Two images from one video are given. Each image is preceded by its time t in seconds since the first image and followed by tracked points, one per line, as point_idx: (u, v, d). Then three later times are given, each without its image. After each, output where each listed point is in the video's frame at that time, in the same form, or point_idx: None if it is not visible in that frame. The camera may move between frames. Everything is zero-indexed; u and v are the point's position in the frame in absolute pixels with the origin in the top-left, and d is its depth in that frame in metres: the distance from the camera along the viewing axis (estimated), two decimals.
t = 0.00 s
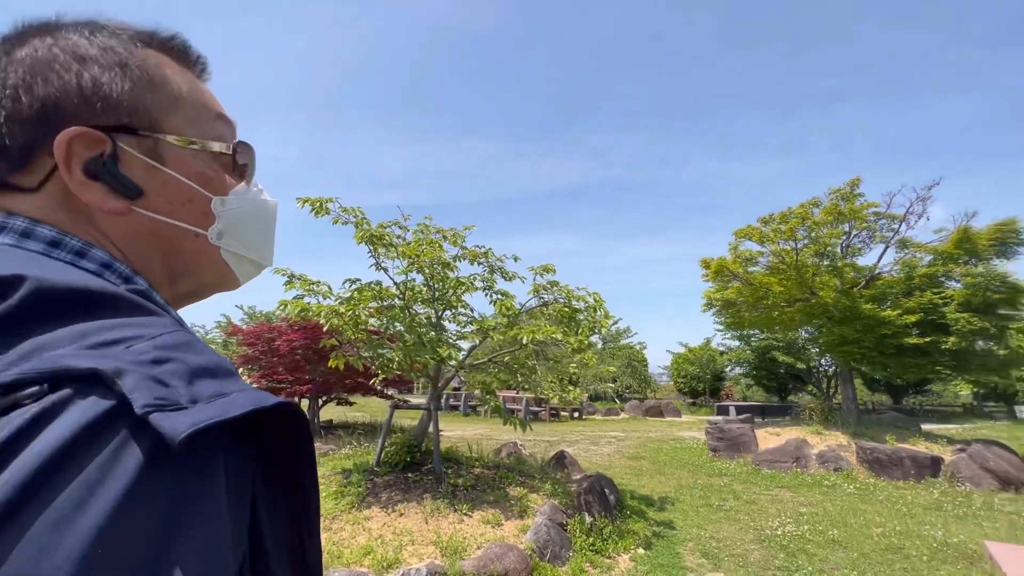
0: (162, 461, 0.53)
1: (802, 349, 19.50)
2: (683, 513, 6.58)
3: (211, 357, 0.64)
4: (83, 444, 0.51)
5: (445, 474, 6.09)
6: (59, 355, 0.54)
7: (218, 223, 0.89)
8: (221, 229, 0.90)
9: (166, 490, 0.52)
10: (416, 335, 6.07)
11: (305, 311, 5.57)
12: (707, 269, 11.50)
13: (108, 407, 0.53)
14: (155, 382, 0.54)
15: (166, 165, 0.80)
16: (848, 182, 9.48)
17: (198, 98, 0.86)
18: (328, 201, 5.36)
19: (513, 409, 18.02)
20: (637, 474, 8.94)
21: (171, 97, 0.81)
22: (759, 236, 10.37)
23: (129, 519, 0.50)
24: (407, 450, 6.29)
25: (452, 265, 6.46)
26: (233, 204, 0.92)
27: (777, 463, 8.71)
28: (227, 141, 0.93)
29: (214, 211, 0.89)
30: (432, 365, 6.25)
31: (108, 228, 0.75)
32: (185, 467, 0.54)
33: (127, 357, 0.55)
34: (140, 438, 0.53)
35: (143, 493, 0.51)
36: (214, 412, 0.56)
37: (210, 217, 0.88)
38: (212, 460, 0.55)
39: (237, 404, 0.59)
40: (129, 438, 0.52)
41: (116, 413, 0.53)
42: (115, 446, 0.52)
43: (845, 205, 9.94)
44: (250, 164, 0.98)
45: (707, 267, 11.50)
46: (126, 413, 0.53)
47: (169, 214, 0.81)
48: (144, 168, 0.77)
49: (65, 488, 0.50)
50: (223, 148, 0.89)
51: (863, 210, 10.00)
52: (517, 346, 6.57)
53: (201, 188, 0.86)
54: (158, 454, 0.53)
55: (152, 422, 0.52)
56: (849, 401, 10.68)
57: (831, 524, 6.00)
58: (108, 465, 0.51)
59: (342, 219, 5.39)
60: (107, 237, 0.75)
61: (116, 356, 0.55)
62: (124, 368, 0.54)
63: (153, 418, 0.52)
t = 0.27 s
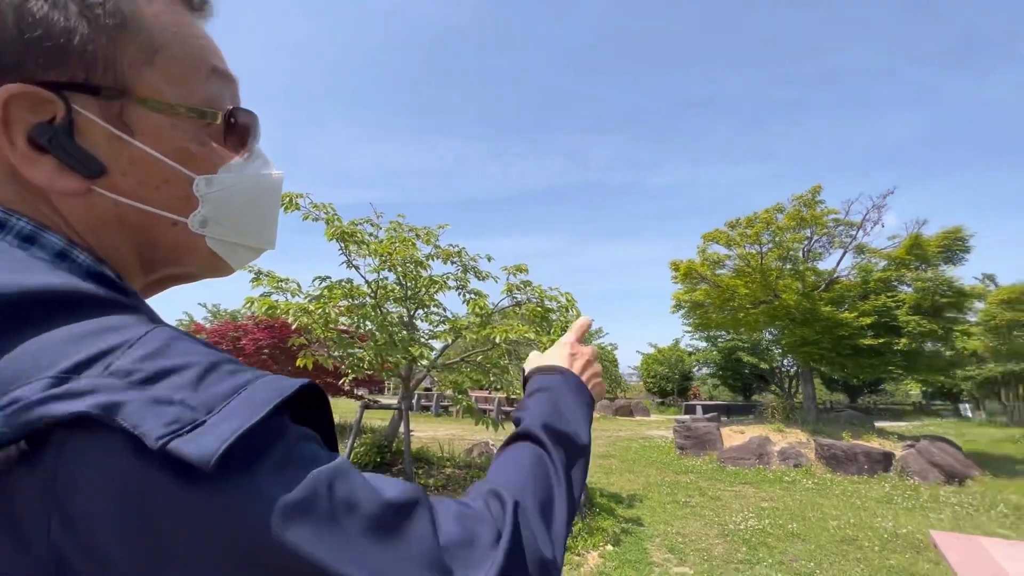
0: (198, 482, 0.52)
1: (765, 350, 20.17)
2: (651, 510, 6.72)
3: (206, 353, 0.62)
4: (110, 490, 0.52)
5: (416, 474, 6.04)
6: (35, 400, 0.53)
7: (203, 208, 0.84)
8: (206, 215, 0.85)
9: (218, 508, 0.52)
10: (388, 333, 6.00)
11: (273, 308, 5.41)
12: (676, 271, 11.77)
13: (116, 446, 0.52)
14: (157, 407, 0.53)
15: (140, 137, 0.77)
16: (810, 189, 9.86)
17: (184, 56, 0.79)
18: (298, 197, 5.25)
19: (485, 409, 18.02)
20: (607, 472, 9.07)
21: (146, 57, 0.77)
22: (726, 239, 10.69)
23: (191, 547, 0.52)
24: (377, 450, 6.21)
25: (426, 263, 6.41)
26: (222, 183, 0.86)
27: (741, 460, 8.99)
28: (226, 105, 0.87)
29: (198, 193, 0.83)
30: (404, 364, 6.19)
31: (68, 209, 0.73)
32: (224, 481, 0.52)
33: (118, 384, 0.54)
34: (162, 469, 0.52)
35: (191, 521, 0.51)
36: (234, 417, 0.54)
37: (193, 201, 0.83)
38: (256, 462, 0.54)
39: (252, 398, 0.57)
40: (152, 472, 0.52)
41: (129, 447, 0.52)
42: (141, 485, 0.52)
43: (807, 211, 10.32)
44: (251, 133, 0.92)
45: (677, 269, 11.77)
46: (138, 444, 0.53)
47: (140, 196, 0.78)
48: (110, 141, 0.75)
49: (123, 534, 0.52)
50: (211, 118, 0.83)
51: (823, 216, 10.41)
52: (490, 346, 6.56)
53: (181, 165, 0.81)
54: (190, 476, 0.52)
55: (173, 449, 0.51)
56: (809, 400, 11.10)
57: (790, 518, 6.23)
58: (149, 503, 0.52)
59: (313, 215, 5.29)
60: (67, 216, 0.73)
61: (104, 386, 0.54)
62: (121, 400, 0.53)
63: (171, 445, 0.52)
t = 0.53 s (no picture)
0: (225, 416, 0.56)
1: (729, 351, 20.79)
2: (616, 508, 6.84)
3: (182, 315, 0.64)
4: (134, 452, 0.55)
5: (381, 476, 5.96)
6: (31, 382, 0.53)
7: (177, 208, 0.81)
8: (180, 215, 0.81)
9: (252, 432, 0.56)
10: (355, 333, 5.90)
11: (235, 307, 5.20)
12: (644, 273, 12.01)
13: (135, 408, 0.55)
14: (164, 362, 0.56)
15: (110, 134, 0.73)
16: (771, 196, 10.23)
17: (159, 49, 0.75)
18: (263, 192, 5.11)
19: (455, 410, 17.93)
20: (574, 471, 9.17)
21: (118, 52, 0.73)
22: (692, 243, 10.98)
23: (230, 480, 0.56)
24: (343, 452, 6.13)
25: (395, 263, 6.33)
26: (197, 182, 0.82)
27: (704, 458, 9.25)
28: (202, 102, 0.83)
29: (174, 193, 0.80)
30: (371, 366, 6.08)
31: (26, 206, 0.69)
32: (253, 409, 0.57)
33: (114, 353, 0.56)
34: (188, 417, 0.56)
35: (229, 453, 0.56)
36: (241, 360, 0.58)
37: (167, 202, 0.79)
38: (274, 383, 0.59)
39: (248, 341, 0.61)
40: (179, 422, 0.56)
41: (147, 406, 0.55)
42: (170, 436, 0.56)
43: (768, 217, 10.69)
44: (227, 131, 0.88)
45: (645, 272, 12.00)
46: (157, 400, 0.56)
47: (112, 197, 0.74)
48: (78, 137, 0.71)
49: (151, 493, 0.55)
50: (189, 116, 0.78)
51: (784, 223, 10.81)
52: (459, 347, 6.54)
53: (154, 163, 0.77)
54: (215, 415, 0.56)
55: (199, 396, 0.55)
56: (768, 400, 11.50)
57: (749, 513, 6.45)
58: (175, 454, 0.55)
59: (278, 211, 5.15)
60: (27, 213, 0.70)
61: (101, 359, 0.55)
62: (127, 362, 0.55)
63: (195, 391, 0.55)
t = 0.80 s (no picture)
0: (187, 404, 0.54)
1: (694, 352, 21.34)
2: (583, 506, 6.93)
3: (139, 301, 0.63)
4: (87, 442, 0.52)
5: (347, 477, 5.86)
6: None
7: (155, 190, 0.81)
8: (158, 197, 0.82)
9: (215, 422, 0.55)
10: (322, 332, 5.77)
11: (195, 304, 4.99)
12: (614, 275, 12.19)
13: (90, 395, 0.53)
14: (122, 347, 0.55)
15: (99, 121, 0.71)
16: (735, 202, 10.55)
17: (132, 31, 0.74)
18: (227, 185, 4.94)
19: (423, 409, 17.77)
20: (543, 470, 9.24)
21: (106, 36, 0.71)
22: (660, 246, 11.21)
23: (191, 472, 0.55)
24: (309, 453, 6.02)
25: (364, 261, 6.23)
26: (170, 164, 0.83)
27: (669, 456, 9.47)
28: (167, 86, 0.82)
29: (152, 175, 0.80)
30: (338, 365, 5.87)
31: (7, 192, 0.64)
32: (218, 397, 0.55)
33: (70, 338, 0.54)
34: (146, 406, 0.54)
35: (190, 443, 0.54)
36: (207, 346, 0.57)
37: (147, 184, 0.79)
38: (240, 371, 0.57)
39: (214, 329, 0.60)
40: (137, 410, 0.54)
41: (103, 394, 0.53)
42: (128, 426, 0.53)
43: (733, 222, 11.03)
44: (188, 113, 0.88)
45: (614, 273, 12.19)
46: (113, 387, 0.53)
47: (100, 182, 0.73)
48: (70, 124, 0.68)
49: (107, 485, 0.53)
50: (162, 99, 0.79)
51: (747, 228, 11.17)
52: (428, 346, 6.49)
53: (135, 147, 0.76)
54: (176, 403, 0.54)
55: (160, 382, 0.53)
56: (730, 399, 11.87)
57: (711, 510, 6.64)
58: (133, 444, 0.53)
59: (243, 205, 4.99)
60: (5, 200, 0.65)
61: (53, 343, 0.53)
62: (85, 347, 0.54)
63: (156, 377, 0.54)
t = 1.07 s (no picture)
0: (120, 396, 0.52)
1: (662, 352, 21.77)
2: (553, 505, 6.97)
3: (78, 286, 0.60)
4: (11, 434, 0.50)
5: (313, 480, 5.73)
6: None
7: (83, 170, 0.74)
8: (87, 177, 0.75)
9: (152, 417, 0.52)
10: (288, 331, 5.62)
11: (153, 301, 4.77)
12: (586, 276, 12.32)
13: (15, 385, 0.50)
14: (47, 333, 0.52)
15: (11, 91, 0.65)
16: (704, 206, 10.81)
17: None
18: (188, 178, 4.74)
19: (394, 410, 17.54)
20: (513, 470, 9.25)
21: None
22: (631, 248, 11.39)
23: (125, 467, 0.52)
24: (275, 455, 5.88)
25: (334, 258, 6.09)
26: (101, 141, 0.76)
27: (637, 455, 9.63)
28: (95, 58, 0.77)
29: (80, 152, 0.73)
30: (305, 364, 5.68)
31: None
32: (155, 389, 0.52)
33: None
34: (73, 396, 0.51)
35: (124, 438, 0.51)
36: (144, 333, 0.54)
37: (74, 162, 0.73)
38: (181, 362, 0.55)
39: (154, 316, 0.57)
40: (66, 401, 0.51)
41: (28, 384, 0.50)
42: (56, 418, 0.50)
43: (701, 226, 11.29)
44: (117, 88, 0.82)
45: (586, 274, 12.31)
46: (37, 375, 0.51)
47: (19, 159, 0.67)
48: None
49: (31, 480, 0.50)
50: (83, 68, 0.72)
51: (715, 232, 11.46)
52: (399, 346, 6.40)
53: (57, 121, 0.70)
54: (108, 394, 0.51)
55: (88, 371, 0.50)
56: (696, 399, 12.16)
57: (677, 507, 6.79)
58: (60, 437, 0.50)
59: (205, 199, 4.81)
60: None
61: None
62: (9, 330, 0.51)
63: (81, 365, 0.51)
